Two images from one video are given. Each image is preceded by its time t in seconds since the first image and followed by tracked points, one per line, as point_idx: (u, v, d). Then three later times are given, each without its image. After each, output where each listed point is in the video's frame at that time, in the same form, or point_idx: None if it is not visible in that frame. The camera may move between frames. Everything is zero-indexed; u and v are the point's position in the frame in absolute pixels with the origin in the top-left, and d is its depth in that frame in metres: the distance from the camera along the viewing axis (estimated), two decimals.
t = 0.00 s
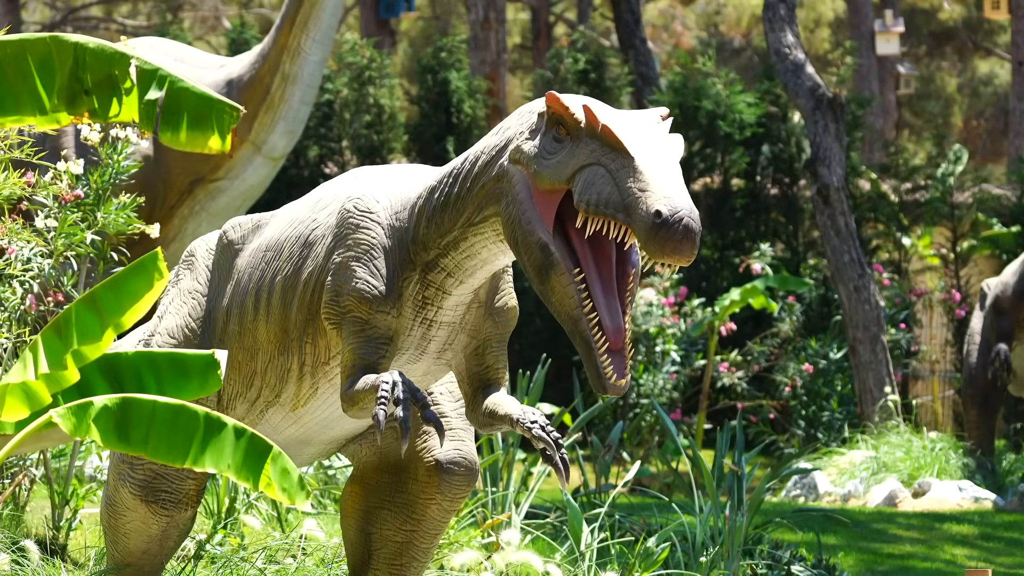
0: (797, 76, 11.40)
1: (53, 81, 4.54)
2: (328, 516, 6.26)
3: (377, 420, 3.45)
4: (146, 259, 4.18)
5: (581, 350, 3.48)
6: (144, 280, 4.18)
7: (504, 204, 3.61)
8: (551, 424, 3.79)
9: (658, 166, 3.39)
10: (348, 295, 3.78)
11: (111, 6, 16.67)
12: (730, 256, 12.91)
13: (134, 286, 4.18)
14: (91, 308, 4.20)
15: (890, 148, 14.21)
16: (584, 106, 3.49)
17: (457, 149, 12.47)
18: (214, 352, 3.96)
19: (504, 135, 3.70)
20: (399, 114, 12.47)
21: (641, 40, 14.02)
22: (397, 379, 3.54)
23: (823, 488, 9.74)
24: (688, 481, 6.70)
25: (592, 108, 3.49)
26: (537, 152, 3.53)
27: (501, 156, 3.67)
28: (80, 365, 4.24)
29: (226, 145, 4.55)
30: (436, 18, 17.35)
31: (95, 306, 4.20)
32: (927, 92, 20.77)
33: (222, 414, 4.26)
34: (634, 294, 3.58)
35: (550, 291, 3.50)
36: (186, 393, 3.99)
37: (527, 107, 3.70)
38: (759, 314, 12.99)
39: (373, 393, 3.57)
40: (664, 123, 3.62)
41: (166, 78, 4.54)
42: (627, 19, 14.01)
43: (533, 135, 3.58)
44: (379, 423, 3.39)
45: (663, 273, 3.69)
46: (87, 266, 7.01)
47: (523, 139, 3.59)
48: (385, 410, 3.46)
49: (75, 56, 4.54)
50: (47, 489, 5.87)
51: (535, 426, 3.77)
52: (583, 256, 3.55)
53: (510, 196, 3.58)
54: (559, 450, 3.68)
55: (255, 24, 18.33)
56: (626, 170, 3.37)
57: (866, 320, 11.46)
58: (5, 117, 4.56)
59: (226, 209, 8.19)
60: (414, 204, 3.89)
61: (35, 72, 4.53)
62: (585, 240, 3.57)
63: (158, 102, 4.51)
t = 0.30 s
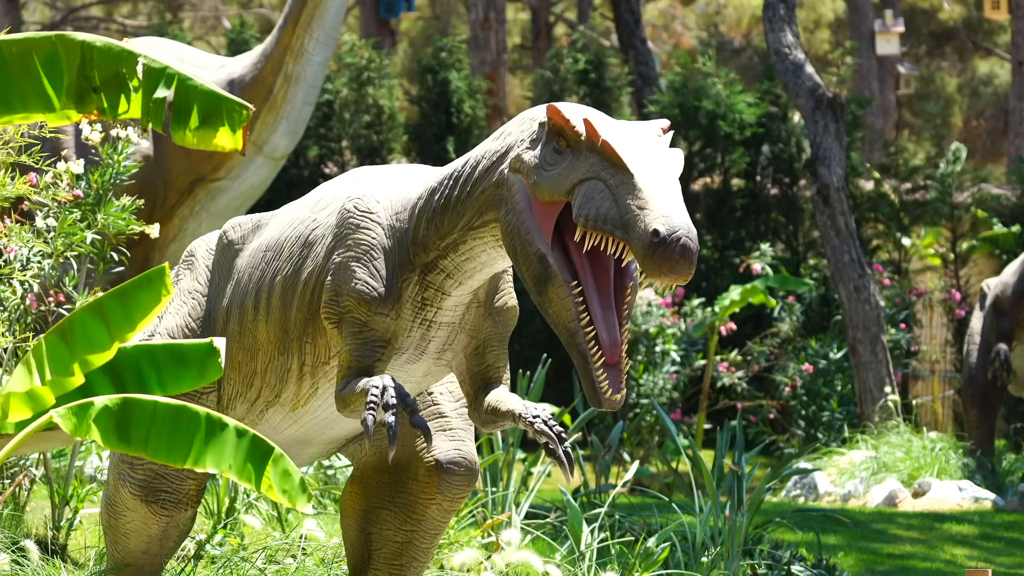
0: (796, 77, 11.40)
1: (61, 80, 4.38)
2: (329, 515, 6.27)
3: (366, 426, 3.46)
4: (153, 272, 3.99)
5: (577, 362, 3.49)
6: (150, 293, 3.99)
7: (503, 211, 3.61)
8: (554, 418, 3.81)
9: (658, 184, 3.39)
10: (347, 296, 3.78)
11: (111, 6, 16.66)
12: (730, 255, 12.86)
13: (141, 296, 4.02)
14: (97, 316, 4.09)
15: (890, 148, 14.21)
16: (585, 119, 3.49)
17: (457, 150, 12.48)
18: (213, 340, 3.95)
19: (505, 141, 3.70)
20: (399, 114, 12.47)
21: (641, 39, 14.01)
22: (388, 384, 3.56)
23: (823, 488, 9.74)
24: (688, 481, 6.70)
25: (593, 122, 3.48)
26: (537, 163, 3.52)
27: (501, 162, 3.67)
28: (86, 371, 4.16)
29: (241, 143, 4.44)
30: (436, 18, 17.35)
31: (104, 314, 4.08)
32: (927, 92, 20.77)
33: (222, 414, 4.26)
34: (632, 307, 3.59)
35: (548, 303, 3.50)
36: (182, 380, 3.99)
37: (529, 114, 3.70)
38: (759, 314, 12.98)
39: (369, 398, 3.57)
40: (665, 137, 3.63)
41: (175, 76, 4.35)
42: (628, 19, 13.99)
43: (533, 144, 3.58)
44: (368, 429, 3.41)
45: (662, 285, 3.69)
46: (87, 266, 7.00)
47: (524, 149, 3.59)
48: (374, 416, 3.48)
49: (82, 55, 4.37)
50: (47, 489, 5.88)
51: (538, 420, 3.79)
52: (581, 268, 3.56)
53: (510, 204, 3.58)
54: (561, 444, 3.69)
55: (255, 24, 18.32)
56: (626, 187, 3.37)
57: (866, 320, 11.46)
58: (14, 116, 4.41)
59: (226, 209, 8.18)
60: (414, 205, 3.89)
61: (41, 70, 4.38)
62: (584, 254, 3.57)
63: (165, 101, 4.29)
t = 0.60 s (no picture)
0: (796, 77, 11.40)
1: (77, 76, 4.38)
2: (328, 516, 6.27)
3: (371, 432, 3.45)
4: (174, 277, 3.97)
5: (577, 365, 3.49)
6: (170, 297, 3.96)
7: (503, 212, 3.61)
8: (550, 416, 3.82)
9: (658, 188, 3.40)
10: (347, 296, 3.77)
11: (111, 6, 16.65)
12: (730, 255, 12.85)
13: (160, 302, 3.97)
14: (111, 318, 4.06)
15: (890, 148, 14.21)
16: (585, 122, 3.49)
17: (457, 150, 12.48)
18: (216, 352, 3.94)
19: (505, 142, 3.70)
20: (399, 115, 12.47)
21: (641, 39, 14.00)
22: (392, 389, 3.55)
23: (823, 487, 9.74)
24: (688, 481, 6.69)
25: (593, 125, 3.48)
26: (537, 165, 3.53)
27: (501, 163, 3.67)
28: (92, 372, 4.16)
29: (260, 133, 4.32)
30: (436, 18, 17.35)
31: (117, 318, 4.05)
32: (927, 92, 20.76)
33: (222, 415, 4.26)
34: (632, 309, 3.59)
35: (547, 305, 3.50)
36: (186, 392, 3.99)
37: (529, 115, 3.71)
38: (759, 314, 12.97)
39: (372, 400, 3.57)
40: (665, 139, 3.63)
41: (194, 67, 4.33)
42: (627, 19, 13.99)
43: (533, 146, 3.58)
44: (371, 434, 3.40)
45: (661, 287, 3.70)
46: (86, 266, 7.01)
47: (524, 151, 3.59)
48: (377, 422, 3.47)
49: (96, 49, 4.33)
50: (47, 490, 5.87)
51: (533, 415, 3.80)
52: (581, 270, 3.56)
53: (509, 206, 3.58)
54: (558, 439, 3.69)
55: (255, 24, 18.32)
56: (626, 191, 3.37)
57: (866, 320, 11.46)
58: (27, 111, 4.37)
59: (226, 209, 8.19)
60: (414, 205, 3.89)
61: (55, 67, 4.36)
62: (584, 255, 3.57)
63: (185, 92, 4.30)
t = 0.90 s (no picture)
0: (796, 76, 11.40)
1: (90, 86, 4.27)
2: (329, 516, 6.27)
3: (387, 429, 3.40)
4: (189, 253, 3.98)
5: (580, 355, 3.48)
6: (185, 272, 3.96)
7: (503, 207, 3.61)
8: (539, 414, 3.82)
9: (659, 175, 3.40)
10: (348, 295, 3.77)
11: (111, 6, 16.65)
12: (730, 256, 12.86)
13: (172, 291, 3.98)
14: (121, 307, 4.07)
15: (890, 148, 14.21)
16: (585, 112, 3.49)
17: (457, 150, 12.48)
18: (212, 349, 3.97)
19: (505, 138, 3.70)
20: (399, 114, 12.48)
21: (641, 40, 14.00)
22: (406, 388, 3.51)
23: (823, 487, 9.74)
24: (688, 482, 6.69)
25: (592, 115, 3.48)
26: (537, 157, 3.53)
27: (501, 159, 3.68)
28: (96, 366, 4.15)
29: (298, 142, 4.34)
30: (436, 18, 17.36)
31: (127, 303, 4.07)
32: (927, 93, 20.75)
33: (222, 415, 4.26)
34: (634, 299, 3.58)
35: (549, 297, 3.50)
36: (183, 391, 3.98)
37: (528, 110, 3.71)
38: (759, 314, 12.97)
39: (375, 397, 3.56)
40: (664, 129, 3.62)
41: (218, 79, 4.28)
42: (627, 19, 14.00)
43: (533, 140, 3.59)
44: (388, 433, 3.35)
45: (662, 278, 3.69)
46: (86, 266, 7.01)
47: (523, 144, 3.59)
48: (394, 420, 3.42)
49: (113, 59, 4.26)
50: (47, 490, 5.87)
51: (524, 415, 3.80)
52: (582, 261, 3.55)
53: (509, 200, 3.58)
54: (550, 437, 3.69)
55: (255, 24, 18.32)
56: (626, 178, 3.37)
57: (866, 320, 11.46)
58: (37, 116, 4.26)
59: (226, 209, 8.18)
60: (414, 204, 3.90)
61: (66, 75, 4.27)
62: (584, 246, 3.57)
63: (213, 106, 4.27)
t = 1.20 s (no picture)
0: (796, 77, 11.40)
1: (94, 88, 4.27)
2: (329, 516, 6.28)
3: (396, 422, 3.38)
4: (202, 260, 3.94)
5: (583, 340, 3.47)
6: (196, 281, 3.93)
7: (504, 198, 3.60)
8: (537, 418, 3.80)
9: (659, 153, 3.40)
10: (348, 295, 3.76)
11: (111, 6, 16.65)
12: (730, 256, 12.87)
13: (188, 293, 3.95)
14: (129, 310, 4.03)
15: (890, 148, 14.20)
16: (584, 96, 3.50)
17: (457, 150, 12.48)
18: (211, 343, 3.94)
19: (504, 130, 3.70)
20: (399, 114, 12.48)
21: (641, 39, 14.00)
22: (414, 380, 3.49)
23: (823, 487, 9.74)
24: (688, 482, 6.69)
25: (591, 98, 3.49)
26: (537, 144, 3.53)
27: (500, 151, 3.67)
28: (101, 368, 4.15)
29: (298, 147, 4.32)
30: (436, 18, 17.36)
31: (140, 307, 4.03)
32: (927, 92, 20.75)
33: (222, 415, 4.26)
34: (635, 284, 3.58)
35: (551, 282, 3.49)
36: (184, 384, 3.99)
37: (526, 102, 3.71)
38: (759, 314, 12.97)
39: (379, 390, 3.55)
40: (664, 114, 3.63)
41: (222, 81, 4.26)
42: (627, 19, 14.01)
43: (532, 128, 3.59)
44: (399, 425, 3.33)
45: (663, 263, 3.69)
46: (86, 266, 7.01)
47: (523, 133, 3.59)
48: (403, 412, 3.40)
49: (118, 61, 4.27)
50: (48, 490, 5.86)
51: (523, 421, 3.77)
52: (584, 246, 3.55)
53: (510, 189, 3.58)
54: (548, 443, 3.65)
55: (255, 24, 18.32)
56: (626, 158, 3.38)
57: (866, 320, 11.46)
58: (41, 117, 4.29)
59: (226, 209, 8.16)
60: (414, 204, 3.90)
61: (70, 75, 4.27)
62: (586, 230, 3.57)
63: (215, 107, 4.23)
